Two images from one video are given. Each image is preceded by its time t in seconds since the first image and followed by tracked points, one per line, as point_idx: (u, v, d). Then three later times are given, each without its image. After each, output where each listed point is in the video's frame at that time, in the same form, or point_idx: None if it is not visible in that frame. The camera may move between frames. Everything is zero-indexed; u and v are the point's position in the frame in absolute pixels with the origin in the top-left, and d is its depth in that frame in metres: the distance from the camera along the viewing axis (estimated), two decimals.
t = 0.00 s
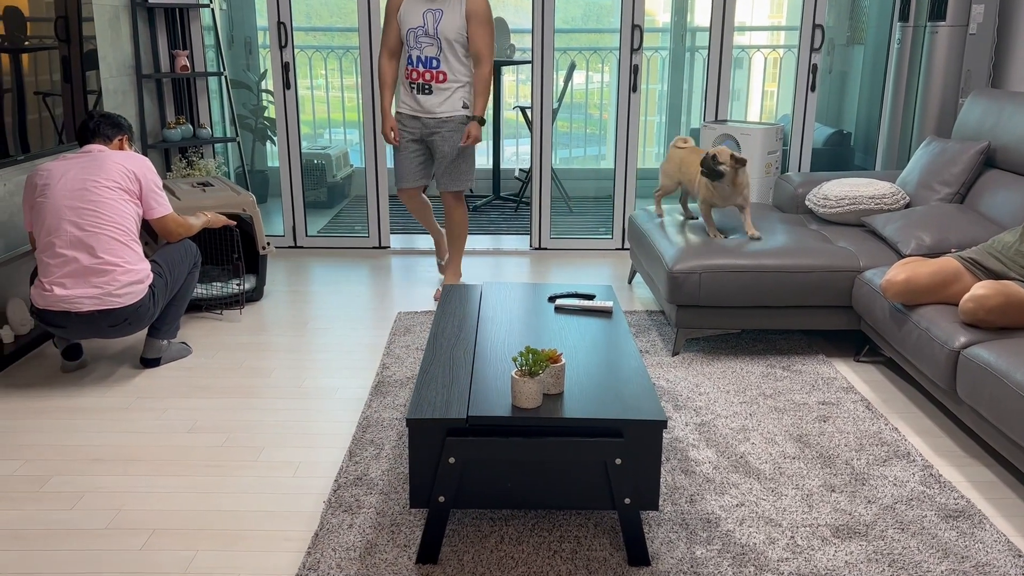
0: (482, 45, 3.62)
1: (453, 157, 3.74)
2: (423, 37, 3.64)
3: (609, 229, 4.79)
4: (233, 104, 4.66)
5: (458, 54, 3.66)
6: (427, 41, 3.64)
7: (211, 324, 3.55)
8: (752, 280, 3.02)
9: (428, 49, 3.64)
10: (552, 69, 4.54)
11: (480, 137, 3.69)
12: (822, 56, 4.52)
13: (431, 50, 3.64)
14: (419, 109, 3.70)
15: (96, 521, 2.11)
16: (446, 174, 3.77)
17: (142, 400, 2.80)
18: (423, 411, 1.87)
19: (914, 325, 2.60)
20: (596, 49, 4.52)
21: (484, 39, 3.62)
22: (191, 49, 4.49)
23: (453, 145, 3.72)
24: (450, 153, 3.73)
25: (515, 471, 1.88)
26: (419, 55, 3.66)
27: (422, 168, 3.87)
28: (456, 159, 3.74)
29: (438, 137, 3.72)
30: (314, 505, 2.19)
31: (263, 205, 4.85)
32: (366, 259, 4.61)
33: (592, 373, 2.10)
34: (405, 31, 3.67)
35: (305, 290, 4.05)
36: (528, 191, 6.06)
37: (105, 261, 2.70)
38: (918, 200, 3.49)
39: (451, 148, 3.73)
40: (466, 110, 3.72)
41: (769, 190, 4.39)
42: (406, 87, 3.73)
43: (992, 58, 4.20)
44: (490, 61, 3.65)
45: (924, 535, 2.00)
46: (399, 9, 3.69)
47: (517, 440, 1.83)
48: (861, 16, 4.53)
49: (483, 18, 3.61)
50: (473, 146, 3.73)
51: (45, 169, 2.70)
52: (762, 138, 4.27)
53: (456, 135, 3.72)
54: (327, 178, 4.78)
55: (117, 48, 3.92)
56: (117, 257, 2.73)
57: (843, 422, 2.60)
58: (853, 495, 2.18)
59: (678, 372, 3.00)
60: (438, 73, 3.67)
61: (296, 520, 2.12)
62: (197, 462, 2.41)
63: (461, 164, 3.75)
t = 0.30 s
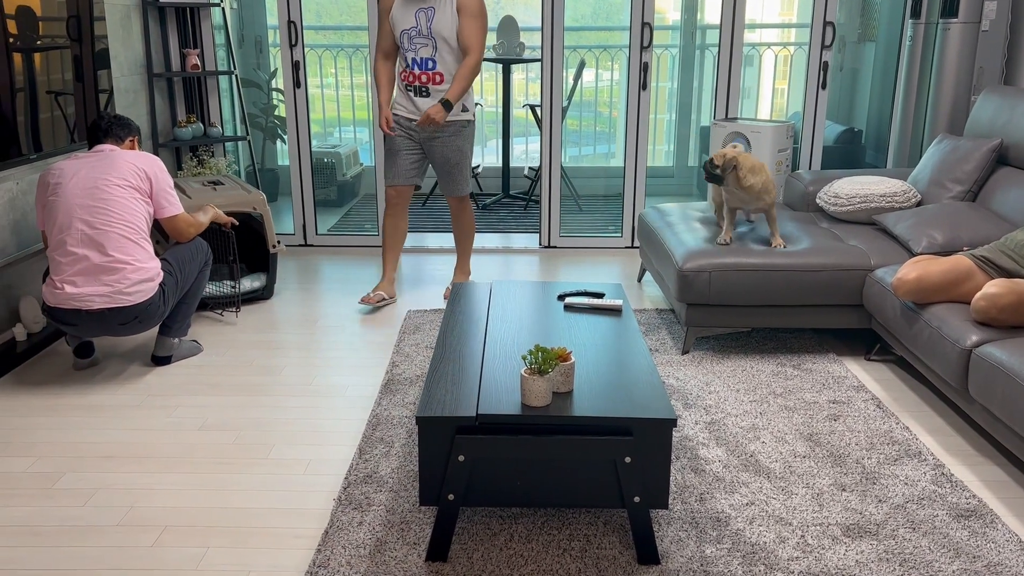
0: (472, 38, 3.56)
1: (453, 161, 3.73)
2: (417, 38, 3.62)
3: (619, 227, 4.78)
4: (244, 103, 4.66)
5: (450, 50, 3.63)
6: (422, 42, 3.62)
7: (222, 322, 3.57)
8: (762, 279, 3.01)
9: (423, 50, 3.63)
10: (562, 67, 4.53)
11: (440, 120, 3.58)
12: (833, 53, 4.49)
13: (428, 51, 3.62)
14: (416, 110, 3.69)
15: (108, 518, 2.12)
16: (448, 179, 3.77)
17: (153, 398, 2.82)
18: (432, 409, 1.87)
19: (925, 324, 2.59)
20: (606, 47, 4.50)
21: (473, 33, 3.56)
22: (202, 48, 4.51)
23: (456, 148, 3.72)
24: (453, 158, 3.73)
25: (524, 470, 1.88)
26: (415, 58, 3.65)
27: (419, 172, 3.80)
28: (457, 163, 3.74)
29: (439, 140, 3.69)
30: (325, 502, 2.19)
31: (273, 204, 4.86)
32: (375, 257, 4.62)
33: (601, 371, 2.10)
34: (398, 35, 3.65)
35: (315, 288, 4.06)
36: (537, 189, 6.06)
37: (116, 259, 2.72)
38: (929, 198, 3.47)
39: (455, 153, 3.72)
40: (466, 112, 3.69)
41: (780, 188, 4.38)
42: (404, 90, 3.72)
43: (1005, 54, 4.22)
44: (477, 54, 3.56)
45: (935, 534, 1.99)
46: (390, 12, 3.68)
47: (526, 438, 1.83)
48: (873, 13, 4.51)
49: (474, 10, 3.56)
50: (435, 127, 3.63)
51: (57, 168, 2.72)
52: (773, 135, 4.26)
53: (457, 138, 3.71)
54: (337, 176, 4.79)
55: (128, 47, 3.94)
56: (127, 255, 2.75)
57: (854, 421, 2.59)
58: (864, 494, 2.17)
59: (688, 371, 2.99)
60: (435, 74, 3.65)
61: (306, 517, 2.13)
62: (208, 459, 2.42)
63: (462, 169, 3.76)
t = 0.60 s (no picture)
0: (445, 39, 3.44)
1: (446, 163, 3.65)
2: (392, 47, 3.47)
3: (626, 226, 4.78)
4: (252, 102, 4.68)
5: (423, 54, 3.49)
6: (397, 50, 3.47)
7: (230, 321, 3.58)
8: (771, 277, 3.00)
9: (400, 58, 3.48)
10: (569, 65, 4.52)
11: (422, 128, 3.47)
12: (842, 50, 4.47)
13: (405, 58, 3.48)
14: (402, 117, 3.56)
15: (117, 515, 2.13)
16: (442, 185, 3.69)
17: (163, 396, 2.83)
18: (440, 407, 1.87)
19: (934, 322, 2.58)
20: (613, 44, 4.50)
21: (444, 33, 3.44)
22: (210, 46, 4.52)
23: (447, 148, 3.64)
24: (445, 159, 3.65)
25: (532, 468, 1.88)
26: (394, 67, 3.50)
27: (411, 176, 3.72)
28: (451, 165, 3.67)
29: (430, 145, 3.60)
30: (333, 500, 2.20)
31: (281, 202, 4.87)
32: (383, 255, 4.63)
33: (609, 370, 2.10)
34: (370, 47, 3.50)
35: (323, 287, 4.06)
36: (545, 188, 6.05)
37: (124, 258, 2.73)
38: (939, 196, 3.45)
39: (447, 156, 3.65)
40: (452, 110, 3.60)
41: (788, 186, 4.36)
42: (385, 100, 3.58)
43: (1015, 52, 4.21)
44: (452, 53, 3.46)
45: (944, 534, 1.99)
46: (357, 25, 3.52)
47: (534, 436, 1.83)
48: (882, 10, 4.49)
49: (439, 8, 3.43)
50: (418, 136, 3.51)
51: (66, 167, 2.74)
52: (781, 134, 4.24)
53: (446, 140, 3.62)
54: (345, 175, 4.86)
55: (136, 46, 3.95)
56: (136, 254, 2.75)
57: (863, 420, 2.58)
58: (872, 494, 2.16)
59: (696, 370, 2.99)
60: (417, 79, 3.51)
61: (314, 515, 2.13)
62: (217, 457, 2.43)
63: (455, 170, 3.69)
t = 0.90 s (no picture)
0: (424, 47, 3.28)
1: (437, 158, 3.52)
2: (374, 65, 3.35)
3: (632, 225, 4.77)
4: (258, 101, 4.69)
5: (404, 63, 3.35)
6: (379, 62, 3.34)
7: (237, 319, 3.59)
8: (776, 277, 3.00)
9: (384, 70, 3.36)
10: (575, 64, 4.51)
11: (414, 142, 3.40)
12: (849, 49, 4.47)
13: (388, 68, 3.35)
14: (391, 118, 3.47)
15: (124, 513, 2.14)
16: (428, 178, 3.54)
17: (170, 394, 2.84)
18: (446, 406, 1.88)
19: (941, 322, 2.57)
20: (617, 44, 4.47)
21: (422, 41, 3.28)
22: (217, 46, 4.53)
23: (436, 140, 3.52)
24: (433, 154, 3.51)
25: (537, 467, 1.89)
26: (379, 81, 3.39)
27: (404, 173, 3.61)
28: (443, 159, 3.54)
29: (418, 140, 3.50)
30: (339, 498, 2.20)
31: (287, 201, 4.88)
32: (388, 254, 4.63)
33: (616, 368, 2.10)
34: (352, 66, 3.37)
35: (329, 286, 4.07)
36: (550, 187, 6.05)
37: (132, 256, 2.73)
38: (946, 195, 3.44)
39: (436, 148, 3.51)
40: (440, 103, 3.50)
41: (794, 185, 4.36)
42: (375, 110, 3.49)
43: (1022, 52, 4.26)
44: (436, 61, 3.31)
45: (951, 534, 1.98)
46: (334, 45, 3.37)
47: (539, 435, 1.83)
48: (889, 9, 4.48)
49: (414, 16, 3.23)
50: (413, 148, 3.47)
51: (74, 166, 2.75)
52: (787, 133, 4.24)
53: (434, 135, 3.51)
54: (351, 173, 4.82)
55: (143, 45, 3.96)
56: (143, 253, 2.76)
57: (869, 419, 2.57)
58: (878, 493, 2.16)
59: (701, 369, 2.99)
60: (405, 87, 3.41)
61: (320, 513, 2.14)
62: (223, 455, 2.43)
63: (446, 163, 3.55)
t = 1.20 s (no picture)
0: (424, 77, 3.16)
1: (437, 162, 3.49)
2: (375, 95, 3.27)
3: (636, 224, 4.77)
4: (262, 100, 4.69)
5: (401, 86, 3.24)
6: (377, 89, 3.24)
7: (241, 318, 3.59)
8: (781, 277, 3.00)
9: (382, 95, 3.26)
10: (579, 63, 4.51)
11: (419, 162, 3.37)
12: (853, 49, 4.46)
13: (387, 92, 3.25)
14: (393, 122, 3.42)
15: (128, 511, 2.15)
16: (427, 181, 3.52)
17: (174, 393, 2.85)
18: (450, 405, 1.88)
19: (946, 321, 2.57)
20: (623, 43, 4.49)
21: (421, 72, 3.14)
22: (221, 45, 4.54)
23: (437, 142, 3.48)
24: (434, 159, 3.48)
25: (541, 467, 1.89)
26: (379, 102, 3.31)
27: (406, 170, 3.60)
28: (443, 160, 3.52)
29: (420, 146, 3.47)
30: (342, 497, 2.21)
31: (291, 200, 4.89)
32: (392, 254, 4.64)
33: (620, 368, 2.10)
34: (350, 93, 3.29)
35: (333, 285, 4.07)
36: (554, 186, 6.04)
37: (136, 255, 2.74)
38: (951, 195, 3.43)
39: (437, 152, 3.48)
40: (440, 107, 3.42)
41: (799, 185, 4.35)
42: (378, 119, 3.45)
43: None
44: (437, 89, 3.20)
45: (955, 534, 1.98)
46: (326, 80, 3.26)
47: (543, 435, 1.83)
48: (893, 9, 4.47)
49: (410, 50, 3.07)
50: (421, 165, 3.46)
51: (77, 166, 2.75)
52: (792, 132, 4.23)
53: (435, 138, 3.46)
54: (355, 174, 4.83)
55: (147, 44, 3.97)
56: (147, 251, 2.76)
57: (874, 419, 2.57)
58: (883, 494, 2.16)
59: (705, 369, 2.98)
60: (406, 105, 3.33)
61: (324, 513, 2.14)
62: (227, 454, 2.44)
63: (447, 166, 3.53)
